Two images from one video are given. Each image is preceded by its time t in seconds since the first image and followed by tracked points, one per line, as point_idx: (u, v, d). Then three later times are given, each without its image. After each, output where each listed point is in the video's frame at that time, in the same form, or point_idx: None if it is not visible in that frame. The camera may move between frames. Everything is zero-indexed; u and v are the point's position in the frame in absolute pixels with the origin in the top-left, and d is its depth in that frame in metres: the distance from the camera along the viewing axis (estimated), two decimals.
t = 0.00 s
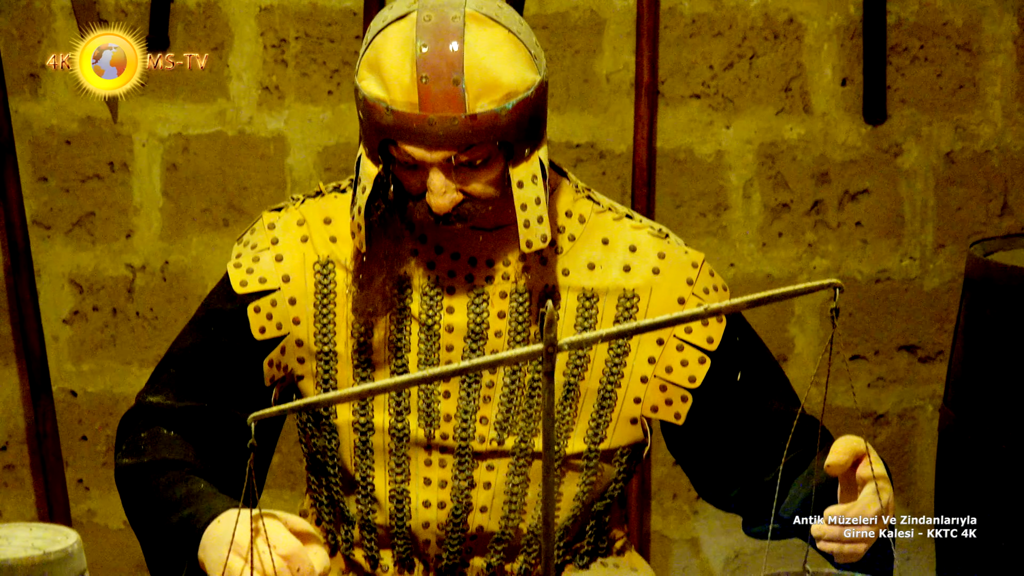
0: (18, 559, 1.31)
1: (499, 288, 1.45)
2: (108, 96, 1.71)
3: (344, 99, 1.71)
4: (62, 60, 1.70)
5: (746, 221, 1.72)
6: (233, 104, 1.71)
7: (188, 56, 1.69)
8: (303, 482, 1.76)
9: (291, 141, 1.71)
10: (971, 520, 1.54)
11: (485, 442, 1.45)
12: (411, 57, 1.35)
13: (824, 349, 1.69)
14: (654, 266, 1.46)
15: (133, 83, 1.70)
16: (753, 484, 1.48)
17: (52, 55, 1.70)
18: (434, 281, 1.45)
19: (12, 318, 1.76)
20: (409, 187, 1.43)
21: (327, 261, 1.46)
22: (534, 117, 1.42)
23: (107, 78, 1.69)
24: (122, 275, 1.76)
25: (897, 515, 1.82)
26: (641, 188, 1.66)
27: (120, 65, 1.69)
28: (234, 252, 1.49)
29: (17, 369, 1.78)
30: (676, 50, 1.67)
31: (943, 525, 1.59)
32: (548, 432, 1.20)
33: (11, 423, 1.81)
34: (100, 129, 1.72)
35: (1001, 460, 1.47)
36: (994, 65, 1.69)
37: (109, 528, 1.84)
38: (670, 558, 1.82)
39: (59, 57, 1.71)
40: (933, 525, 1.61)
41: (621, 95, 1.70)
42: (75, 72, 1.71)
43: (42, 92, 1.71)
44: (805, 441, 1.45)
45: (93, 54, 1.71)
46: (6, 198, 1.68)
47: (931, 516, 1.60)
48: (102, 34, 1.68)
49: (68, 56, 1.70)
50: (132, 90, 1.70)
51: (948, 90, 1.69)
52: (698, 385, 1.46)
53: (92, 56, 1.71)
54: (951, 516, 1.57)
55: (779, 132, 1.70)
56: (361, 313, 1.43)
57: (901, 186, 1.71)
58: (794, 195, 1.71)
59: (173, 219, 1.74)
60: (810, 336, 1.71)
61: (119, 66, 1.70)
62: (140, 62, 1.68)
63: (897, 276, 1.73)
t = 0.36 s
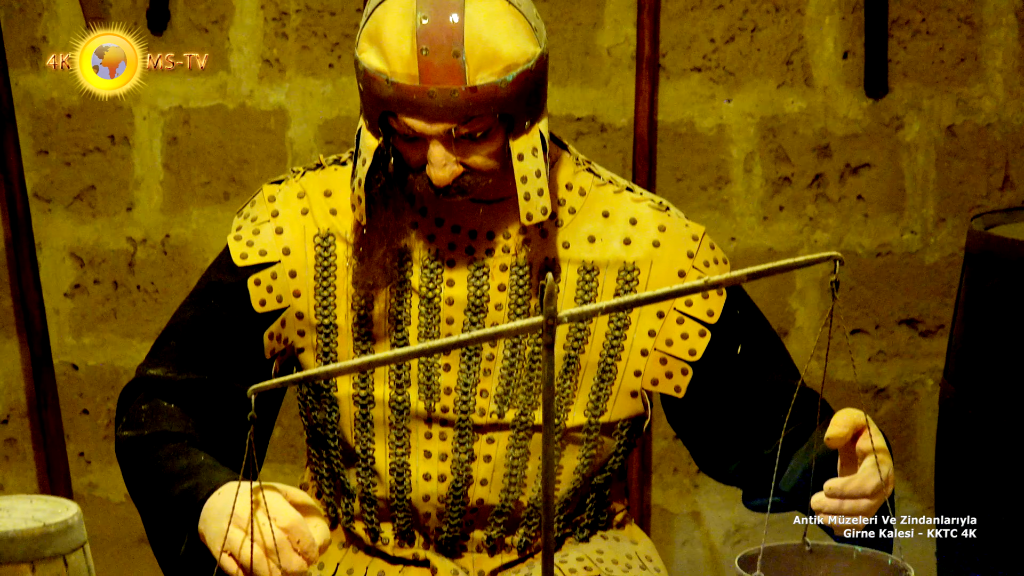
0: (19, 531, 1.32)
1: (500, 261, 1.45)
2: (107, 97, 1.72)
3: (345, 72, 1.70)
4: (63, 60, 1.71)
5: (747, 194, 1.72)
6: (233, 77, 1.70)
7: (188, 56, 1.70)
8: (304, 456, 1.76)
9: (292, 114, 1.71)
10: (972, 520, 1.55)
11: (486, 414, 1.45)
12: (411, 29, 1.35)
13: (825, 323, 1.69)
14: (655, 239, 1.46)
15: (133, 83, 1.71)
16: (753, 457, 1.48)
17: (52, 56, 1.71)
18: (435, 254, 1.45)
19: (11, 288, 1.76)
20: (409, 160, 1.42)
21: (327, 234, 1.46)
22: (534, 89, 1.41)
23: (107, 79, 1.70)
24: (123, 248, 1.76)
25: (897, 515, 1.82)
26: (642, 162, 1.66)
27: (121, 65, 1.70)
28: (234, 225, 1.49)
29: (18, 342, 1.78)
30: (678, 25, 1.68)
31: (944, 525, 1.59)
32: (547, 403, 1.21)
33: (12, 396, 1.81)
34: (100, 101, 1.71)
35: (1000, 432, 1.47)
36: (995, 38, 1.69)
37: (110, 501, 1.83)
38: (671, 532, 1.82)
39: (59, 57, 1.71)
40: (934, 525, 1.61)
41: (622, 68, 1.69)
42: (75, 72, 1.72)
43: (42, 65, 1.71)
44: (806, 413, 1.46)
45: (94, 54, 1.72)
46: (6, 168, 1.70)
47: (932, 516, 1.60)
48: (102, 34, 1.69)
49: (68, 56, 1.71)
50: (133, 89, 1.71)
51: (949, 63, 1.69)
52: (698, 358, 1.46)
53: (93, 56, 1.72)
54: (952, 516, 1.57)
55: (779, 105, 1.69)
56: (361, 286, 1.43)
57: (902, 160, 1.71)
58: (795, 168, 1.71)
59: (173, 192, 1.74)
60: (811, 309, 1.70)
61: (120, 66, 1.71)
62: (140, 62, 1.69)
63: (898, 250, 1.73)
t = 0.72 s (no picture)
0: (18, 505, 1.33)
1: (499, 235, 1.45)
2: (107, 97, 1.72)
3: (344, 47, 1.70)
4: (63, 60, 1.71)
5: (746, 169, 1.72)
6: (232, 52, 1.70)
7: (188, 55, 1.70)
8: (304, 430, 1.76)
9: (291, 89, 1.71)
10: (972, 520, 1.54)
11: (485, 388, 1.45)
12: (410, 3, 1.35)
13: (824, 297, 1.69)
14: (654, 212, 1.46)
15: (133, 83, 1.71)
16: (752, 431, 1.48)
17: (52, 55, 1.71)
18: (434, 228, 1.45)
19: (11, 268, 1.77)
20: (407, 134, 1.41)
21: (327, 208, 1.45)
22: (534, 65, 1.41)
23: (108, 79, 1.70)
24: (122, 223, 1.76)
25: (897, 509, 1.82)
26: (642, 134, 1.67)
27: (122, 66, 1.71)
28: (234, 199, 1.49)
29: (18, 317, 1.79)
30: None
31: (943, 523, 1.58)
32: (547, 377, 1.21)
33: (12, 371, 1.81)
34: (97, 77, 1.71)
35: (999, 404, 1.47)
36: (995, 12, 1.68)
37: (111, 476, 1.84)
38: (670, 506, 1.83)
39: (59, 57, 1.71)
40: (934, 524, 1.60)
41: (622, 43, 1.69)
42: (75, 72, 1.72)
43: (41, 40, 1.70)
44: (804, 387, 1.46)
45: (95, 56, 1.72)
46: (6, 148, 1.70)
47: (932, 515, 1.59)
48: (103, 35, 1.69)
49: (68, 56, 1.71)
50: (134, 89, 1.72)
51: (949, 38, 1.69)
52: (697, 332, 1.46)
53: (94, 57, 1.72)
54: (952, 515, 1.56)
55: (779, 80, 1.69)
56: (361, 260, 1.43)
57: (901, 134, 1.71)
58: (795, 143, 1.71)
59: (173, 167, 1.74)
60: (810, 283, 1.71)
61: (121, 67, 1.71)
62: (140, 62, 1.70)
63: (897, 224, 1.73)
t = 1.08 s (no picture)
0: (19, 480, 1.33)
1: (500, 209, 1.45)
2: (107, 97, 1.71)
3: (343, 23, 1.70)
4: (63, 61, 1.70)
5: (746, 143, 1.73)
6: (231, 28, 1.70)
7: (189, 57, 1.69)
8: (306, 406, 1.76)
9: (292, 65, 1.71)
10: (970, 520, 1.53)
11: (486, 362, 1.45)
12: None
13: (825, 270, 1.69)
14: (654, 186, 1.46)
15: (133, 83, 1.70)
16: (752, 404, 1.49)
17: (52, 56, 1.70)
18: (435, 202, 1.45)
19: (11, 243, 1.78)
20: (407, 108, 1.42)
21: (327, 182, 1.45)
22: (533, 38, 1.41)
23: (108, 79, 1.69)
24: (123, 200, 1.76)
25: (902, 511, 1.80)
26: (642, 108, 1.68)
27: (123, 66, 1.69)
28: (234, 173, 1.49)
29: (19, 293, 1.79)
30: None
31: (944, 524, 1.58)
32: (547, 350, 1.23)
33: (12, 347, 1.82)
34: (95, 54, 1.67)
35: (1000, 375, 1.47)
36: None
37: (112, 452, 1.84)
38: (672, 480, 1.83)
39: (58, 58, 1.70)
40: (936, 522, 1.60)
41: (623, 17, 1.69)
42: (75, 72, 1.71)
43: (39, 16, 1.68)
44: (805, 359, 1.46)
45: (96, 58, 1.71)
46: (6, 126, 1.71)
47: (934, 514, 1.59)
48: (102, 34, 1.68)
49: (68, 56, 1.70)
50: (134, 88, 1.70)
51: (949, 11, 1.68)
52: (698, 305, 1.46)
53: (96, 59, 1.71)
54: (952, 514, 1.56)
55: (779, 53, 1.69)
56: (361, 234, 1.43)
57: (902, 108, 1.71)
58: (795, 116, 1.71)
59: (173, 142, 1.74)
60: (811, 256, 1.70)
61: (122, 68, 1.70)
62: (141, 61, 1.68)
63: (898, 197, 1.73)
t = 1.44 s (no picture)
0: (19, 449, 1.33)
1: (499, 177, 1.45)
2: (108, 98, 1.71)
3: None
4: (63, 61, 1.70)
5: (746, 112, 1.73)
6: None
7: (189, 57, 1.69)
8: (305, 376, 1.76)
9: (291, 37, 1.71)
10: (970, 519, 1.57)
11: (486, 330, 1.45)
12: None
13: (825, 239, 1.69)
14: (654, 154, 1.46)
15: (133, 83, 1.68)
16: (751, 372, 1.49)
17: (52, 56, 1.69)
18: (434, 170, 1.45)
19: (10, 218, 1.77)
20: (406, 77, 1.41)
21: (326, 150, 1.45)
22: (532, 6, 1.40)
23: (108, 79, 1.68)
24: (122, 169, 1.76)
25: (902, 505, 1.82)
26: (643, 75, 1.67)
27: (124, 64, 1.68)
28: (233, 141, 1.49)
29: (18, 264, 1.79)
30: None
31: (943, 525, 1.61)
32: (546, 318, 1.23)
33: (12, 317, 1.82)
34: (93, 20, 1.67)
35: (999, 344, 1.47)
36: None
37: (112, 422, 1.84)
38: (672, 450, 1.83)
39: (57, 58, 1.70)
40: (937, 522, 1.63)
41: None
42: (75, 72, 1.70)
43: None
44: (804, 328, 1.46)
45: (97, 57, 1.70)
46: (6, 101, 1.69)
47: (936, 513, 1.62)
48: (101, 34, 1.67)
49: (68, 57, 1.69)
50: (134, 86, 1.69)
51: None
52: (697, 273, 1.46)
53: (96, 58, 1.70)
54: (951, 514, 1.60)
55: (779, 23, 1.69)
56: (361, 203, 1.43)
57: (901, 77, 1.70)
58: (795, 86, 1.71)
59: (172, 112, 1.72)
60: (811, 225, 1.70)
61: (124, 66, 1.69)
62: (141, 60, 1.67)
63: (898, 166, 1.73)
